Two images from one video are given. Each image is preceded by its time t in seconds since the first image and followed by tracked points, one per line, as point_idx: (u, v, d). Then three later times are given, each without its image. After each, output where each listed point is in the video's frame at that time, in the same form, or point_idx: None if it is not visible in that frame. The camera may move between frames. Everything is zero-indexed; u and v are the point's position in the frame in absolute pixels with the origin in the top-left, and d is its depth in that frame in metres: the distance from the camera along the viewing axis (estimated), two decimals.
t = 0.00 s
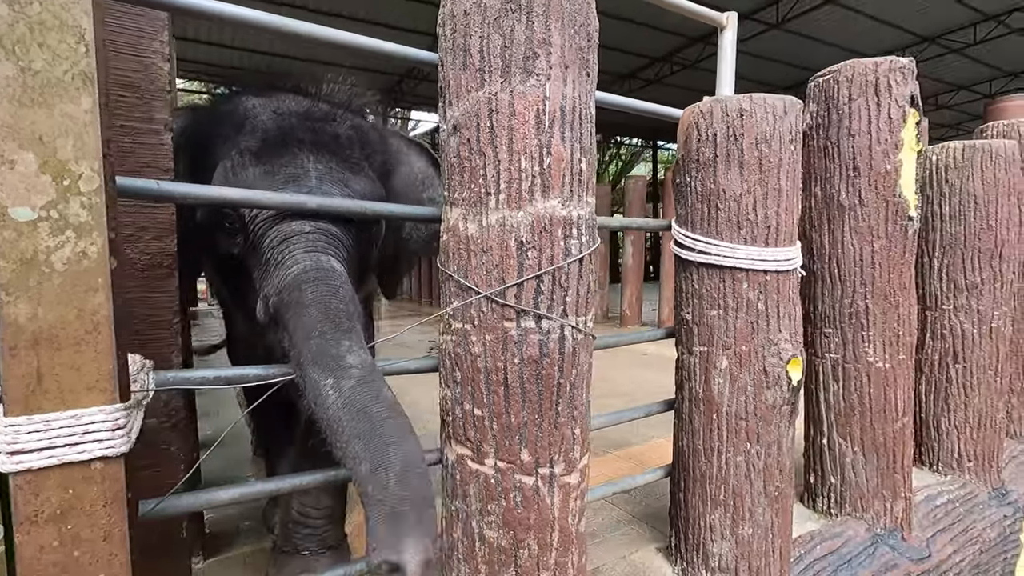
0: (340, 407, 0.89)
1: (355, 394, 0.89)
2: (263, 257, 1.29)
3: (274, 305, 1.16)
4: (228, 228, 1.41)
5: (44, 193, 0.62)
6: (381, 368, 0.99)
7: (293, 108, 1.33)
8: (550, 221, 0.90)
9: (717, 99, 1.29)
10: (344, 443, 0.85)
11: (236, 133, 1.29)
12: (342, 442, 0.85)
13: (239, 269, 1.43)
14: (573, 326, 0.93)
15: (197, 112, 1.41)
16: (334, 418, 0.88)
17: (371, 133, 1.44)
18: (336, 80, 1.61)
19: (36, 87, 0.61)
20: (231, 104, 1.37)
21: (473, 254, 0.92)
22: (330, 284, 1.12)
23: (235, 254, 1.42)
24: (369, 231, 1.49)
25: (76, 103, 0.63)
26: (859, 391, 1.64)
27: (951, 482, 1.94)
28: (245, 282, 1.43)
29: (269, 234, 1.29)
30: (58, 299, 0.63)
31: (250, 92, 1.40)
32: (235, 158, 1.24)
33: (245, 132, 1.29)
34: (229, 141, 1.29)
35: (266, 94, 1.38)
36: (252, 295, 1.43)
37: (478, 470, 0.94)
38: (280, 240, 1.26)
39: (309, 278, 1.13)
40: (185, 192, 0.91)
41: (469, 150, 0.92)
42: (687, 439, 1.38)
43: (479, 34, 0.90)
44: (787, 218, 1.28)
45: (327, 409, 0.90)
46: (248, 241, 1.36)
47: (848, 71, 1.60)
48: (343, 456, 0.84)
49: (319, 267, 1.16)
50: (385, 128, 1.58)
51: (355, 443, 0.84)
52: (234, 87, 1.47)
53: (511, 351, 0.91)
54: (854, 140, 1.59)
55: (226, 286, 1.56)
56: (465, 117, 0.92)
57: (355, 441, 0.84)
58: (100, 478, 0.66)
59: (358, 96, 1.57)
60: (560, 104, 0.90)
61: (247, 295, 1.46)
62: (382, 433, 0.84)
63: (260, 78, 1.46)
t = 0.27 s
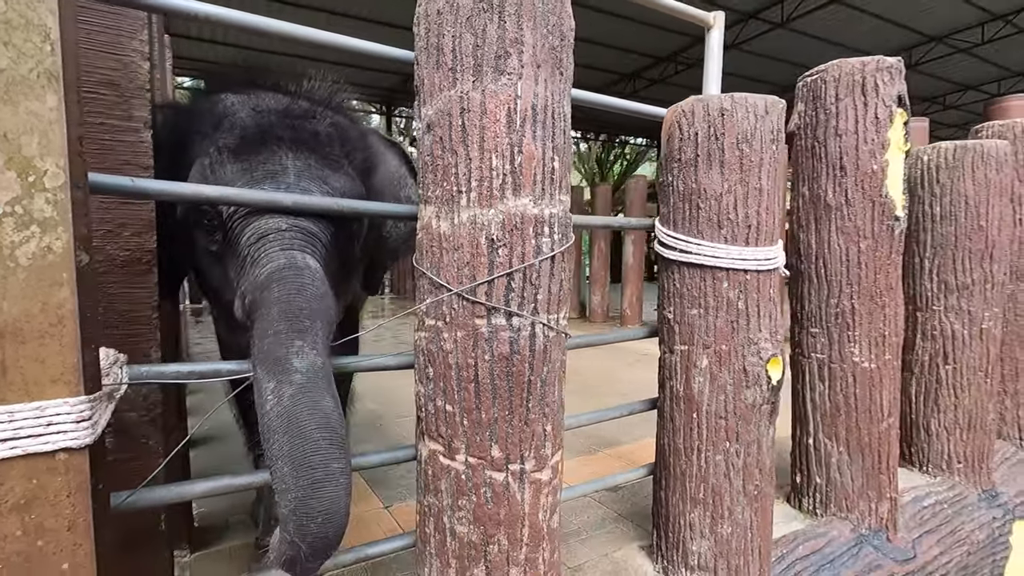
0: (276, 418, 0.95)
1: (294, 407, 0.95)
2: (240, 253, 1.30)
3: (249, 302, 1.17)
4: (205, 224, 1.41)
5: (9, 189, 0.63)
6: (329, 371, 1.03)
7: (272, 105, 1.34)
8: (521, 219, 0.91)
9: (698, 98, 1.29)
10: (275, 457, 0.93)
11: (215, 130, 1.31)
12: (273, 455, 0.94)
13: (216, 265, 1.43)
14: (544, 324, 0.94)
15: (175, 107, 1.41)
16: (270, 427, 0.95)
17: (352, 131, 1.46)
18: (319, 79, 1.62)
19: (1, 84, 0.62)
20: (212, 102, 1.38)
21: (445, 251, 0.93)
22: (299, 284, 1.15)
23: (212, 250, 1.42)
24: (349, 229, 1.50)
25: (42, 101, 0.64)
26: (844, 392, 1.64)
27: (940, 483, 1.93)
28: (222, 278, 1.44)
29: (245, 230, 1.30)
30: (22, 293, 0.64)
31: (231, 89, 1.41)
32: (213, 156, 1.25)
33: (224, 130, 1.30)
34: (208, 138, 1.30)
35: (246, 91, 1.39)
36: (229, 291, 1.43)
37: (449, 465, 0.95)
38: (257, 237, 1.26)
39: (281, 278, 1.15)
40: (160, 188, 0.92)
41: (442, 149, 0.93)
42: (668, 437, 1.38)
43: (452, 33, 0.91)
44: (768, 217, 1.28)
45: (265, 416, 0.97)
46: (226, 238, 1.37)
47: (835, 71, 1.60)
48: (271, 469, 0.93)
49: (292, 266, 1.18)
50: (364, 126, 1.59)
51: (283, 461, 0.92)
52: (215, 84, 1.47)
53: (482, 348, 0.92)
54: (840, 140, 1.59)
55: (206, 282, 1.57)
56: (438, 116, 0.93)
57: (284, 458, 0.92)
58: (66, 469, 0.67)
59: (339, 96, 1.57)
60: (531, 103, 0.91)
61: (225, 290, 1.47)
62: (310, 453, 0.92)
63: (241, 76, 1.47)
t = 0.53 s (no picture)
0: (277, 414, 0.99)
1: (293, 403, 0.98)
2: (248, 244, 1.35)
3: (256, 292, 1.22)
4: (216, 214, 1.47)
5: (22, 172, 0.67)
6: (327, 364, 1.06)
7: (281, 100, 1.38)
8: (515, 207, 0.93)
9: (705, 89, 1.29)
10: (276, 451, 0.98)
11: (226, 123, 1.35)
12: (275, 449, 0.98)
13: (226, 255, 1.49)
14: (538, 312, 0.96)
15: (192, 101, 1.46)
16: (271, 423, 0.99)
17: (358, 125, 1.49)
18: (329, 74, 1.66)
19: (15, 74, 0.67)
20: (224, 95, 1.42)
21: (441, 238, 0.95)
22: (301, 277, 1.19)
23: (223, 240, 1.47)
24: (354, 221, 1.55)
25: (52, 89, 0.68)
26: (856, 390, 1.62)
27: (959, 487, 1.89)
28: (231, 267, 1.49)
29: (253, 222, 1.35)
30: (33, 270, 0.69)
31: (243, 83, 1.45)
32: (224, 149, 1.29)
33: (235, 123, 1.34)
34: (220, 131, 1.34)
35: (257, 86, 1.43)
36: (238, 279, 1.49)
37: (443, 448, 0.98)
38: (263, 229, 1.32)
39: (285, 271, 1.20)
40: (171, 175, 0.95)
41: (439, 138, 0.95)
42: (670, 430, 1.38)
43: (450, 24, 0.93)
44: (774, 210, 1.27)
45: (267, 411, 1.01)
46: (235, 228, 1.42)
47: (852, 62, 1.57)
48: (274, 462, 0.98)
49: (296, 259, 1.23)
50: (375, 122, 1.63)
51: (284, 456, 0.97)
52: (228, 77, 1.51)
53: (475, 333, 0.94)
54: (857, 133, 1.56)
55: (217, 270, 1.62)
56: (436, 105, 0.95)
57: (285, 453, 0.97)
58: (72, 437, 0.72)
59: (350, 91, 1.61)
60: (527, 92, 0.92)
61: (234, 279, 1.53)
62: (309, 449, 0.96)
63: (253, 71, 1.51)
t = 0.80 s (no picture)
0: (304, 392, 1.04)
1: (319, 382, 1.04)
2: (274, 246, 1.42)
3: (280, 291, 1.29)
4: (245, 217, 1.55)
5: (67, 182, 0.74)
6: (350, 349, 1.12)
7: (306, 109, 1.47)
8: (523, 213, 0.96)
9: (720, 94, 1.30)
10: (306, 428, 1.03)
11: (255, 131, 1.43)
12: (304, 426, 1.03)
13: (253, 256, 1.57)
14: (545, 315, 0.99)
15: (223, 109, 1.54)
16: (299, 402, 1.05)
17: (378, 133, 1.57)
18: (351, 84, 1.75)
19: (61, 92, 0.73)
20: (253, 105, 1.50)
21: (452, 242, 1.00)
22: (324, 273, 1.26)
23: (251, 242, 1.56)
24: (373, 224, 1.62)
25: (94, 106, 0.75)
26: (877, 397, 1.60)
27: (987, 499, 1.84)
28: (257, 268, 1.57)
29: (278, 224, 1.42)
30: (76, 271, 0.75)
31: (271, 94, 1.54)
32: (253, 155, 1.36)
33: (263, 131, 1.42)
34: (248, 139, 1.42)
35: (284, 97, 1.52)
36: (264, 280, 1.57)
37: (453, 445, 1.02)
38: (287, 231, 1.39)
39: (308, 267, 1.26)
40: (202, 181, 1.01)
41: (452, 146, 0.99)
42: (682, 433, 1.40)
43: (462, 36, 0.97)
44: (789, 215, 1.27)
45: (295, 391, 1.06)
46: (262, 231, 1.50)
47: (876, 64, 1.55)
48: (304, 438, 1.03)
49: (318, 257, 1.29)
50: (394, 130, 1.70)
51: (312, 431, 1.02)
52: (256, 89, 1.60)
53: (483, 335, 0.98)
54: (880, 136, 1.55)
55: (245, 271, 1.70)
56: (449, 115, 0.99)
57: (312, 428, 1.02)
58: (108, 425, 0.78)
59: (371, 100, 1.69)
60: (535, 102, 0.96)
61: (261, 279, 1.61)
62: (336, 424, 1.01)
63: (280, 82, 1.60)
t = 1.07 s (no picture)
0: (323, 392, 1.08)
1: (336, 380, 1.08)
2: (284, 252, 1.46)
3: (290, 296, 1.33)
4: (257, 225, 1.60)
5: (87, 193, 0.77)
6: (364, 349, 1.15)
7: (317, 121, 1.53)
8: (528, 222, 0.97)
9: (729, 102, 1.30)
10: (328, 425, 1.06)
11: (269, 141, 1.48)
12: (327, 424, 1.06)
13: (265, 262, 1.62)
14: (548, 323, 1.00)
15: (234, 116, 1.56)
16: (320, 402, 1.08)
17: (386, 142, 1.64)
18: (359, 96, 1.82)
19: (84, 108, 0.77)
20: (266, 116, 1.55)
21: (457, 251, 1.01)
22: (335, 278, 1.30)
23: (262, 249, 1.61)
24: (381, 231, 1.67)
25: (114, 120, 0.78)
26: (892, 407, 1.58)
27: (1008, 513, 1.79)
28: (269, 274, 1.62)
29: (289, 231, 1.47)
30: (95, 278, 0.79)
31: (283, 106, 1.60)
32: (267, 164, 1.40)
33: (276, 141, 1.47)
34: (262, 149, 1.47)
35: (297, 109, 1.59)
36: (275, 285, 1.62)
37: (457, 450, 1.04)
38: (298, 238, 1.44)
39: (319, 272, 1.30)
40: (216, 192, 1.04)
41: (458, 156, 1.01)
42: (690, 441, 1.40)
43: (469, 48, 0.99)
44: (798, 223, 1.27)
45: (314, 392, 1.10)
46: (273, 238, 1.55)
47: (892, 69, 1.53)
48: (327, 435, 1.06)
49: (329, 263, 1.34)
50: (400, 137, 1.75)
51: (336, 427, 1.04)
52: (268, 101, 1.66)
53: (487, 342, 0.99)
54: (896, 143, 1.53)
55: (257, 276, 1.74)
56: (456, 126, 1.01)
57: (335, 425, 1.04)
58: (124, 426, 0.82)
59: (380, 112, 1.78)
60: (540, 112, 0.97)
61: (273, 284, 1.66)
62: (360, 419, 1.03)
63: (292, 94, 1.66)
